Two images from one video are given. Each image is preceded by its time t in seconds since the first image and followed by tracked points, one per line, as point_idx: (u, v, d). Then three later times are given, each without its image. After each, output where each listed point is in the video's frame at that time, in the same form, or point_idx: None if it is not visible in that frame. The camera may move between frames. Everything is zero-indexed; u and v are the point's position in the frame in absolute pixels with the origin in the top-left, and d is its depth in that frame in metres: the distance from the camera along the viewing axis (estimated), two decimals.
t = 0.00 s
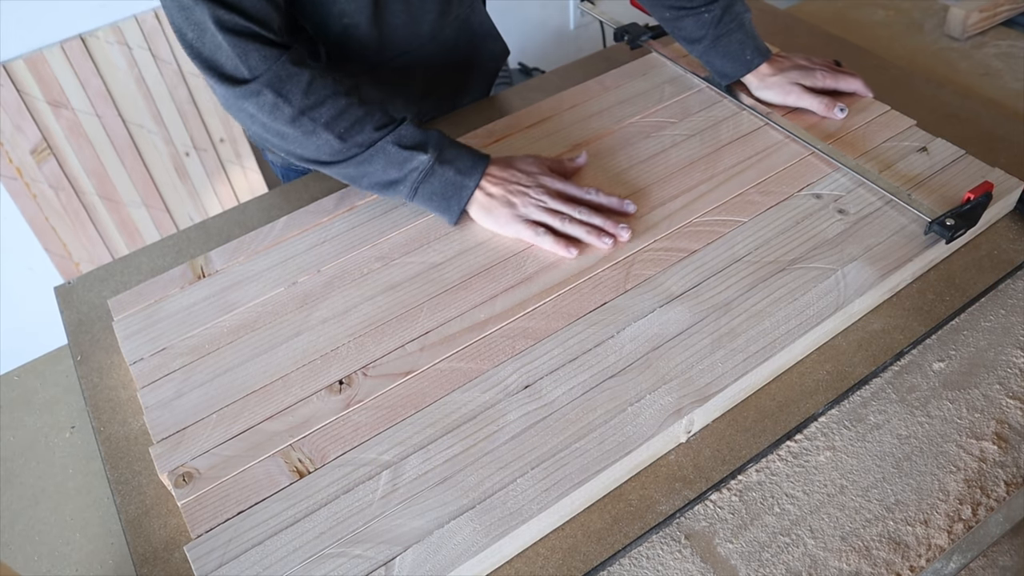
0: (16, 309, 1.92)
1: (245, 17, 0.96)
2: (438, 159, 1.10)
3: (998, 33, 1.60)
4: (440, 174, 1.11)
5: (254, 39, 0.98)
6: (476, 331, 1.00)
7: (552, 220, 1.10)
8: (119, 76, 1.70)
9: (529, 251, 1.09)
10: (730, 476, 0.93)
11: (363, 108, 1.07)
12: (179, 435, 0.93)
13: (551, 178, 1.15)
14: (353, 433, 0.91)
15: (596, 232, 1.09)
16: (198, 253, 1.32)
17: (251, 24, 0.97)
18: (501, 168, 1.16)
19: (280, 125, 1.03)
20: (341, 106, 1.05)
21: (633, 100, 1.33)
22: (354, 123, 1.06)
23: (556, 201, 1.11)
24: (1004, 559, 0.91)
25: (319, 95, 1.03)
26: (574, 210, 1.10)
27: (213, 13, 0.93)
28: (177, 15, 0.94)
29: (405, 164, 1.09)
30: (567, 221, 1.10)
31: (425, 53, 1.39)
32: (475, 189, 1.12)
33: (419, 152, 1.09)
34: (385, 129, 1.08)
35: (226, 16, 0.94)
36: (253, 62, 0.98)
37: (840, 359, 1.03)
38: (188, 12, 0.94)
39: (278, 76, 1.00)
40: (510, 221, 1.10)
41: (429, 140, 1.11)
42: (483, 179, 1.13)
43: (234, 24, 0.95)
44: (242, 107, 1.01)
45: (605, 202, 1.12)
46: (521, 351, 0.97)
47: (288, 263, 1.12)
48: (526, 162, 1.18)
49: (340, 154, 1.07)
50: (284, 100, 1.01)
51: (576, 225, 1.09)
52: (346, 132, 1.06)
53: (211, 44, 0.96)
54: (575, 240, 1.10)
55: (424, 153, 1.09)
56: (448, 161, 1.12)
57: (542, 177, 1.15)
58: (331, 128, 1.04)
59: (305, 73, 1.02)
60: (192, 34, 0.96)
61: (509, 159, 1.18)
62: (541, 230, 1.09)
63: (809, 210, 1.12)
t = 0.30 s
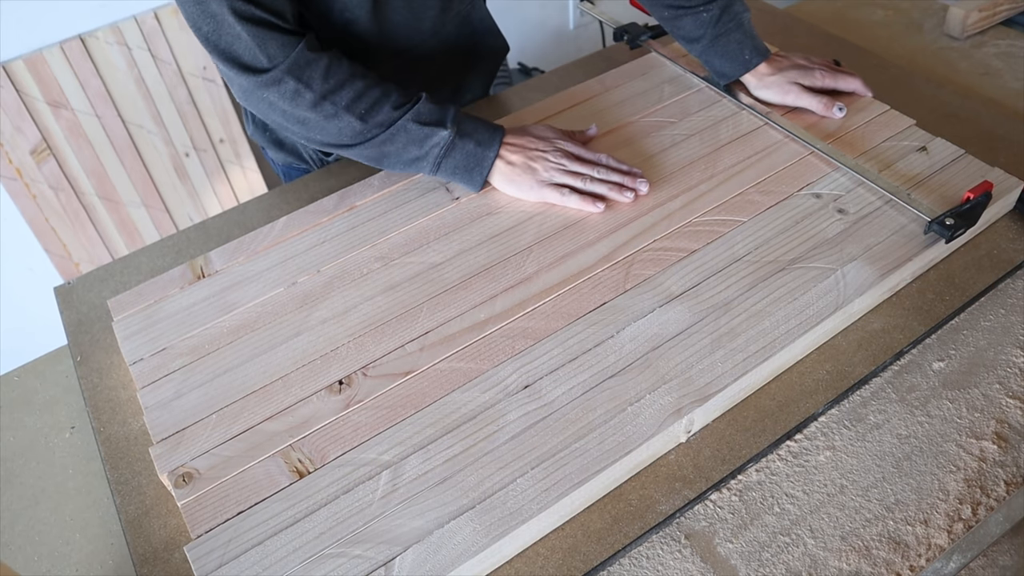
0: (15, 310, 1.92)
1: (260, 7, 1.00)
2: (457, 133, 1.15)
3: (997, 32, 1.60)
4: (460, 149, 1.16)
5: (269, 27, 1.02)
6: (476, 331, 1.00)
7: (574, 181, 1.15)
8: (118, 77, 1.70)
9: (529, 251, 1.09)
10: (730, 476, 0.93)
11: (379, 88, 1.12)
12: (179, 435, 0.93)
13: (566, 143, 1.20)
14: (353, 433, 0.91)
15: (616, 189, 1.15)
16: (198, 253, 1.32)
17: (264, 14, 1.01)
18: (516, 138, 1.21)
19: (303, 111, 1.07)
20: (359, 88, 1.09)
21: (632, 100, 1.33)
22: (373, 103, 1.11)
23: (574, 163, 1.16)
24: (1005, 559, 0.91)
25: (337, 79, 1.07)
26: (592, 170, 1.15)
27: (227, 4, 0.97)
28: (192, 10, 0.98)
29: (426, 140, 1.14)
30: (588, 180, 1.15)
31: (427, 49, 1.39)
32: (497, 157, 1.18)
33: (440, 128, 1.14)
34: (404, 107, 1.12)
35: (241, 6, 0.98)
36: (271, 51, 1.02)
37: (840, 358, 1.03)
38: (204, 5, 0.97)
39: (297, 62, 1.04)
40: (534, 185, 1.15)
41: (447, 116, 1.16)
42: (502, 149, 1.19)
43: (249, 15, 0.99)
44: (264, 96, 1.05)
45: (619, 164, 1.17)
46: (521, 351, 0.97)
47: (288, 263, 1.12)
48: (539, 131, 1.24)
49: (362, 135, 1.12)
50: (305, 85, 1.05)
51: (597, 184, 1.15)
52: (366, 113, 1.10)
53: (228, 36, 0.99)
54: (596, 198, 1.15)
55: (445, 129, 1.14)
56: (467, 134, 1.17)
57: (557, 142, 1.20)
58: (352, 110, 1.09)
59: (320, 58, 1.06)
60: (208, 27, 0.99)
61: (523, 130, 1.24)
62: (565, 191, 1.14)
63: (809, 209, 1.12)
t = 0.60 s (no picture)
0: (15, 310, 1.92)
1: None
2: (458, 108, 0.92)
3: (997, 32, 1.60)
4: (466, 128, 0.93)
5: (264, 10, 0.94)
6: (476, 331, 1.00)
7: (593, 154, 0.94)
8: (118, 77, 1.70)
9: (529, 251, 1.09)
10: (730, 476, 0.93)
11: (379, 61, 0.94)
12: (179, 435, 0.93)
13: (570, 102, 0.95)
14: (353, 433, 0.91)
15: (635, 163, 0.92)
16: (198, 253, 1.32)
17: None
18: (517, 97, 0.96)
19: (308, 92, 0.97)
20: (357, 64, 0.94)
21: (632, 100, 1.33)
22: (372, 79, 0.94)
23: (584, 129, 0.93)
24: (1004, 559, 0.91)
25: (332, 54, 0.94)
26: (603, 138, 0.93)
27: None
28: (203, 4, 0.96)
29: (428, 119, 0.94)
30: (601, 154, 0.94)
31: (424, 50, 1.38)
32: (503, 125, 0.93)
33: (438, 105, 0.92)
34: (403, 80, 0.93)
35: None
36: (266, 34, 0.94)
37: (840, 358, 1.04)
38: None
39: (290, 43, 0.94)
40: (547, 164, 0.97)
41: (451, 86, 0.93)
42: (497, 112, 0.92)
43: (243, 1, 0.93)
44: (277, 80, 0.99)
45: (633, 126, 0.90)
46: (521, 351, 0.97)
47: (288, 263, 1.12)
48: (551, 89, 0.96)
49: (370, 116, 0.97)
50: (300, 68, 0.95)
51: (613, 159, 0.93)
52: (366, 91, 0.95)
53: (231, 25, 0.95)
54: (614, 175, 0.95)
55: (442, 106, 0.92)
56: (474, 106, 0.92)
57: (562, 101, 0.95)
58: (351, 88, 0.95)
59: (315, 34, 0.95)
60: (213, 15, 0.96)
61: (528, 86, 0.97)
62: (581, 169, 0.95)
63: (809, 209, 1.12)
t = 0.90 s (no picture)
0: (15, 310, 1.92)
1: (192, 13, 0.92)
2: (317, 190, 0.99)
3: (997, 32, 1.60)
4: (310, 205, 1.00)
5: (187, 30, 0.92)
6: (476, 331, 1.00)
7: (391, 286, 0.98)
8: (118, 77, 1.70)
9: (528, 251, 1.09)
10: (730, 476, 0.93)
11: (277, 120, 0.98)
12: (179, 435, 0.93)
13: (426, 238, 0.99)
14: (353, 433, 0.91)
15: (425, 317, 0.98)
16: (198, 254, 1.32)
17: (190, 20, 0.91)
18: (376, 211, 1.00)
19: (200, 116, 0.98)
20: (252, 115, 0.97)
21: (631, 100, 1.33)
22: (261, 133, 0.97)
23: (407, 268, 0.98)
24: (1003, 559, 0.91)
25: (237, 100, 0.96)
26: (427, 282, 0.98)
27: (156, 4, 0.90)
28: None
29: (290, 188, 1.00)
30: (421, 295, 0.98)
31: (423, 50, 1.37)
32: (347, 229, 1.00)
33: (300, 181, 0.99)
34: (279, 148, 0.98)
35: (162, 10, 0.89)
36: (180, 54, 0.93)
37: (840, 358, 1.03)
38: None
39: (197, 72, 0.94)
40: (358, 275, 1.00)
41: (317, 167, 0.99)
42: (353, 220, 1.00)
43: (169, 18, 0.90)
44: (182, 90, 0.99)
45: (451, 281, 0.98)
46: (520, 351, 0.97)
47: (288, 263, 1.12)
48: (406, 217, 1.01)
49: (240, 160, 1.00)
50: (199, 98, 0.95)
51: (410, 303, 0.98)
52: (251, 142, 0.98)
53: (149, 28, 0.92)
54: (395, 314, 0.99)
55: (304, 183, 0.99)
56: (329, 193, 1.00)
57: (414, 234, 0.99)
58: (240, 132, 0.97)
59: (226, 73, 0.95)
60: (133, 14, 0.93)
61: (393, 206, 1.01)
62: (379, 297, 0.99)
63: (810, 209, 1.12)
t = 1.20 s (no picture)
0: (16, 310, 1.92)
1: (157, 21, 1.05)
2: (227, 215, 1.09)
3: (996, 32, 1.60)
4: (222, 226, 1.10)
5: (152, 34, 1.05)
6: (476, 331, 1.00)
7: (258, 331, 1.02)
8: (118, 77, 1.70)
9: (529, 251, 1.09)
10: (730, 476, 0.93)
11: (214, 135, 1.10)
12: (179, 435, 0.93)
13: (302, 292, 1.03)
14: (353, 433, 0.91)
15: (269, 370, 0.97)
16: (197, 254, 1.32)
17: (153, 25, 1.04)
18: (278, 254, 1.08)
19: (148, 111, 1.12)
20: (192, 124, 1.09)
21: (631, 100, 1.33)
22: (197, 145, 1.10)
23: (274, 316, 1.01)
24: (1005, 559, 0.90)
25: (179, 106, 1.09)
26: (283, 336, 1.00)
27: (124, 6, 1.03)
28: None
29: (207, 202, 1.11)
30: (275, 347, 0.99)
31: (420, 50, 1.37)
32: (247, 258, 1.09)
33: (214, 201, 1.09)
34: (208, 163, 1.09)
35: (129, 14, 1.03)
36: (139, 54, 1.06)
37: (840, 358, 1.04)
38: None
39: (150, 73, 1.07)
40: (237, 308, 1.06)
41: (233, 195, 1.09)
42: (254, 255, 1.08)
43: (133, 22, 1.04)
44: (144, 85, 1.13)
45: (308, 345, 0.98)
46: (521, 351, 0.97)
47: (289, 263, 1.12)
48: (301, 266, 1.06)
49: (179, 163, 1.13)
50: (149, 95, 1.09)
51: (262, 350, 0.99)
52: (185, 149, 1.10)
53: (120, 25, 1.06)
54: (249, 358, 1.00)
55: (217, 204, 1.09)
56: (237, 221, 1.09)
57: (293, 286, 1.03)
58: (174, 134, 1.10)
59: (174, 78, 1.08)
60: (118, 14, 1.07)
61: (304, 254, 1.08)
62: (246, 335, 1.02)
63: (810, 209, 1.12)
